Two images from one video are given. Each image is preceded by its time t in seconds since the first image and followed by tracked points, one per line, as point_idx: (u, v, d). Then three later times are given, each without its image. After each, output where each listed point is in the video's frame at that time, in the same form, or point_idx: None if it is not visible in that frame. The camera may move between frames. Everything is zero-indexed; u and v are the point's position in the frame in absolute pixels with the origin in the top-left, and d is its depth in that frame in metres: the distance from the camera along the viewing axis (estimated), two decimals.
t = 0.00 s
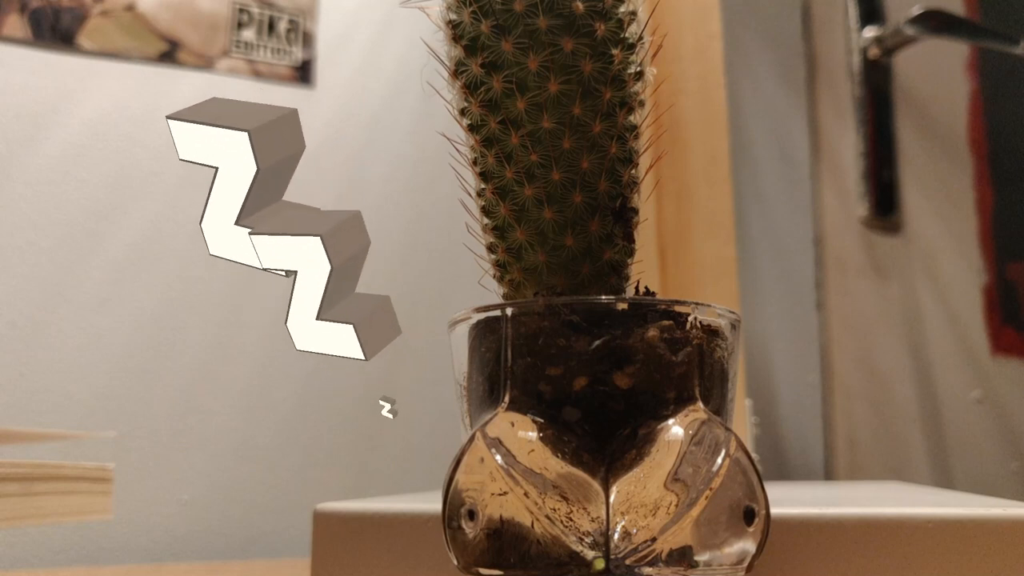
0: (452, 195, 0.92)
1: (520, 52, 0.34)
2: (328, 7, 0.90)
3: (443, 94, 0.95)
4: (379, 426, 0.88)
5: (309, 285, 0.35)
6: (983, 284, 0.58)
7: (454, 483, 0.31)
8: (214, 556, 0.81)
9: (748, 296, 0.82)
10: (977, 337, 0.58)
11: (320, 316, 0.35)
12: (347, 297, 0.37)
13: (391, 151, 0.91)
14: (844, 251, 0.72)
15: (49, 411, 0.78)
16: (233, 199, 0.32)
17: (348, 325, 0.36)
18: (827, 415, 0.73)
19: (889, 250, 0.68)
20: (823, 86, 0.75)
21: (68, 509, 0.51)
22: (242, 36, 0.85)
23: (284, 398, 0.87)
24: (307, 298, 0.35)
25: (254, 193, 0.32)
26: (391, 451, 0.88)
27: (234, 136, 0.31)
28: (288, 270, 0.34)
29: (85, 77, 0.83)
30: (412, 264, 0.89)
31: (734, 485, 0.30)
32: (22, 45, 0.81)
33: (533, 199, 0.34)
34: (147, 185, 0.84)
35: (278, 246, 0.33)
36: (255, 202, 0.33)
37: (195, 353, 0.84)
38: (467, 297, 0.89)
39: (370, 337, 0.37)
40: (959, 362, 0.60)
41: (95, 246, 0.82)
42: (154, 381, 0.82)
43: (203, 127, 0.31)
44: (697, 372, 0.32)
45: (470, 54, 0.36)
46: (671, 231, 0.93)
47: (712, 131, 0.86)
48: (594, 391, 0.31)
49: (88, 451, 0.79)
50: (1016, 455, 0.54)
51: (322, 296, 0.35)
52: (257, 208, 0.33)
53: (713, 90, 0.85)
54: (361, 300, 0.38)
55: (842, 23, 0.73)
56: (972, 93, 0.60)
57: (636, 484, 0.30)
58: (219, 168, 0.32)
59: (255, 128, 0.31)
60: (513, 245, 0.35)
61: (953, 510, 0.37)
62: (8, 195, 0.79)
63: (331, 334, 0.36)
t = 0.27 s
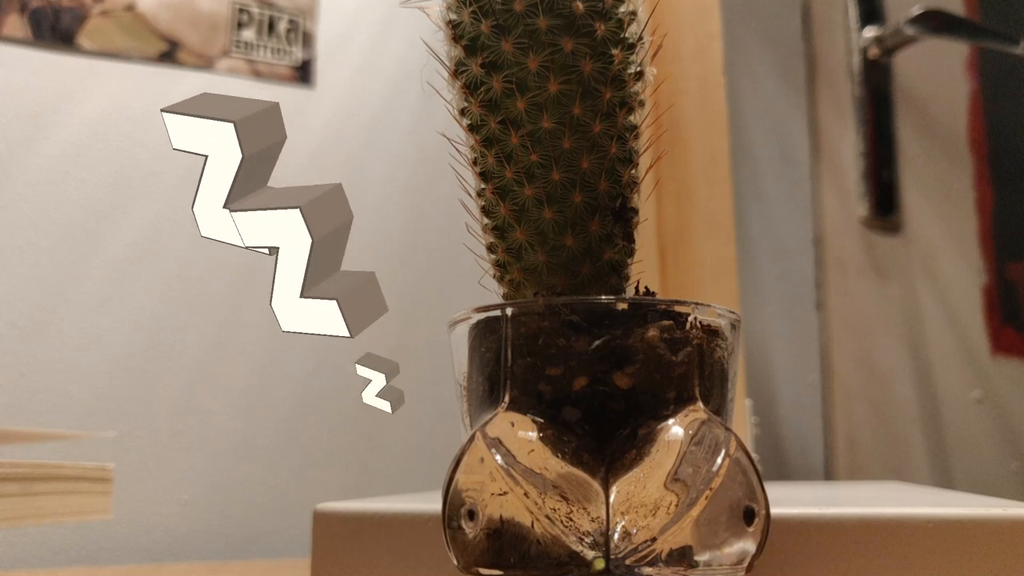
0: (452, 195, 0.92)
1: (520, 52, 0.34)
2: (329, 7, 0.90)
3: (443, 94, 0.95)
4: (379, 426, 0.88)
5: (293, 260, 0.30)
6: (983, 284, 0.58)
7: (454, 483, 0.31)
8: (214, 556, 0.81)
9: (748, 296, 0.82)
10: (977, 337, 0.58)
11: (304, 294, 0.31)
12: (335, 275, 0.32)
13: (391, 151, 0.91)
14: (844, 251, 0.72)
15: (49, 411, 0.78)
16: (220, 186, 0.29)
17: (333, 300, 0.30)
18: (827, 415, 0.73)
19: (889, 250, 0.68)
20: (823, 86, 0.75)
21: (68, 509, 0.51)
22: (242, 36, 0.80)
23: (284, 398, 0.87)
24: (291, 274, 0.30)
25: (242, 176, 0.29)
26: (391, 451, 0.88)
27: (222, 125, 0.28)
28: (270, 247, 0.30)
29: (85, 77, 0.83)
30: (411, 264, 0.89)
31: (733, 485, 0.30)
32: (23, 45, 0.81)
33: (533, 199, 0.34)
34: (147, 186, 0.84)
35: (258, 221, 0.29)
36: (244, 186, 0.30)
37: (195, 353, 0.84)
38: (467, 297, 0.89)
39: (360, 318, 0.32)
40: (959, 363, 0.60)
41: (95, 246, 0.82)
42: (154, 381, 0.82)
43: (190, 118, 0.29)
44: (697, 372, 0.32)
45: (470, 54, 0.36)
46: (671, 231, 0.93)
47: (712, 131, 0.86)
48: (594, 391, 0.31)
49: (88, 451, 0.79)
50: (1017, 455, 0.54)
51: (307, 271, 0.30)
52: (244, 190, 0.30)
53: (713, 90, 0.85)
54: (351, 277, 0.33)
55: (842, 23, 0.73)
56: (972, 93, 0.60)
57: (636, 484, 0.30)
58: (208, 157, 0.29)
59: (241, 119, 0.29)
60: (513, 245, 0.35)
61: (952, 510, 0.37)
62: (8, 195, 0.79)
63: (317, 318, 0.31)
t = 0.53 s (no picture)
0: (452, 195, 0.92)
1: (520, 52, 0.34)
2: (328, 7, 0.91)
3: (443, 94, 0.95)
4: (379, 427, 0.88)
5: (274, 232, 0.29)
6: (983, 284, 0.58)
7: (454, 483, 0.31)
8: (214, 556, 0.81)
9: (748, 296, 0.81)
10: (977, 337, 0.58)
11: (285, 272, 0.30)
12: (318, 250, 0.32)
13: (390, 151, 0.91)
14: (844, 251, 0.72)
15: (49, 411, 0.78)
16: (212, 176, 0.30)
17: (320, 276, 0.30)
18: (827, 415, 0.73)
19: (889, 250, 0.68)
20: (823, 86, 0.75)
21: (68, 510, 0.51)
22: (242, 36, 0.86)
23: (284, 398, 0.87)
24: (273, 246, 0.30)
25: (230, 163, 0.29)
26: (391, 451, 0.88)
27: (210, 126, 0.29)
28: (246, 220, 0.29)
29: (85, 77, 0.83)
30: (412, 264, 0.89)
31: (733, 485, 0.30)
32: (23, 45, 0.81)
33: (533, 199, 0.34)
34: (147, 185, 0.84)
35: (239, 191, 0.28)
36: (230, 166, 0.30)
37: (195, 353, 0.84)
38: (467, 297, 0.89)
39: (345, 293, 0.32)
40: (958, 363, 0.60)
41: (95, 246, 0.82)
42: (154, 381, 0.82)
43: (182, 118, 0.29)
44: (697, 372, 0.32)
45: (470, 54, 0.36)
46: (671, 231, 0.92)
47: (712, 131, 0.85)
48: (594, 391, 0.31)
49: (88, 451, 0.79)
50: (1016, 455, 0.54)
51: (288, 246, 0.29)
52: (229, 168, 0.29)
53: (714, 90, 0.84)
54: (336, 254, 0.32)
55: (842, 23, 0.73)
56: (972, 93, 0.60)
57: (636, 484, 0.30)
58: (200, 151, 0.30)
59: (229, 119, 0.29)
60: (513, 245, 0.35)
61: (953, 510, 0.37)
62: (8, 196, 0.79)
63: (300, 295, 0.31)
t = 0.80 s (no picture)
0: (452, 194, 0.92)
1: (520, 52, 0.34)
2: (328, 7, 0.91)
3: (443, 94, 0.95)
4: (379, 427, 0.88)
5: (255, 207, 0.32)
6: (983, 284, 0.58)
7: (454, 483, 0.31)
8: (214, 556, 0.81)
9: (748, 296, 0.81)
10: (977, 337, 0.58)
11: (267, 246, 0.33)
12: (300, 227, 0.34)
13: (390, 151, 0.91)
14: (844, 251, 0.72)
15: (49, 411, 0.78)
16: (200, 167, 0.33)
17: (297, 248, 0.32)
18: (827, 415, 0.73)
19: (889, 250, 0.68)
20: (823, 86, 0.75)
21: (68, 510, 0.51)
22: (241, 36, 0.86)
23: (284, 398, 0.87)
24: (253, 221, 0.32)
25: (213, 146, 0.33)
26: (391, 451, 0.88)
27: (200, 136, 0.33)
28: (227, 193, 0.32)
29: (85, 77, 0.83)
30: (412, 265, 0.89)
31: (733, 485, 0.30)
32: (22, 45, 0.81)
33: (533, 199, 0.34)
34: (147, 185, 0.84)
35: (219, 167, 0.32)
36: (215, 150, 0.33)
37: (195, 353, 0.84)
38: (467, 297, 0.89)
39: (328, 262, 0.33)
40: (958, 363, 0.60)
41: (95, 246, 0.82)
42: (154, 381, 0.82)
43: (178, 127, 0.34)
44: (697, 372, 0.32)
45: (470, 54, 0.36)
46: (670, 231, 0.92)
47: (712, 131, 0.85)
48: (594, 391, 0.31)
49: (88, 451, 0.79)
50: (1016, 455, 0.54)
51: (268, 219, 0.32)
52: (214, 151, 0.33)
53: (713, 90, 0.84)
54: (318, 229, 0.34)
55: (842, 23, 0.73)
56: (972, 93, 0.60)
57: (636, 484, 0.30)
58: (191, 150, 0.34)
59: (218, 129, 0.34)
60: (513, 245, 0.35)
61: (952, 510, 0.37)
62: (9, 195, 0.79)
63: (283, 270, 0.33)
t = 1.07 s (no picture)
0: (452, 194, 0.92)
1: (520, 52, 0.34)
2: (329, 7, 0.91)
3: (443, 94, 0.95)
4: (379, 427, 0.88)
5: (238, 181, 0.38)
6: (983, 284, 0.58)
7: (454, 483, 0.31)
8: (214, 556, 0.81)
9: (748, 296, 0.81)
10: (977, 337, 0.58)
11: (253, 225, 0.39)
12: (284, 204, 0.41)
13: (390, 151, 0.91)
14: (844, 251, 0.72)
15: (49, 411, 0.78)
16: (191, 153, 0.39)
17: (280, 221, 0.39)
18: (827, 415, 0.73)
19: (889, 250, 0.68)
20: (823, 86, 0.75)
21: (68, 509, 0.52)
22: (241, 36, 0.85)
23: (284, 398, 0.87)
24: (237, 197, 0.39)
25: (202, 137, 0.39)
26: (390, 451, 0.88)
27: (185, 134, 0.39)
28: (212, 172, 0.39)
29: (85, 77, 0.83)
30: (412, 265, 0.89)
31: (733, 485, 0.30)
32: (22, 45, 0.81)
33: (533, 199, 0.34)
34: (147, 185, 0.84)
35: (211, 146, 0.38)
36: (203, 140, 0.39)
37: (195, 353, 0.84)
38: (467, 297, 0.89)
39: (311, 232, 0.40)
40: (959, 363, 0.60)
41: (95, 246, 0.82)
42: (154, 381, 0.82)
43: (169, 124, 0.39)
44: (697, 372, 0.32)
45: (470, 54, 0.36)
46: (671, 232, 0.91)
47: (712, 131, 0.85)
48: (594, 391, 0.31)
49: (88, 451, 0.79)
50: (1017, 455, 0.54)
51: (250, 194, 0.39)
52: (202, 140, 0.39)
53: (713, 90, 0.84)
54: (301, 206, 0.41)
55: (842, 23, 0.73)
56: (972, 93, 0.60)
57: (636, 484, 0.30)
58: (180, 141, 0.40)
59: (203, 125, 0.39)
60: (513, 245, 0.35)
61: (953, 510, 0.37)
62: (8, 195, 0.79)
63: (264, 244, 0.40)
